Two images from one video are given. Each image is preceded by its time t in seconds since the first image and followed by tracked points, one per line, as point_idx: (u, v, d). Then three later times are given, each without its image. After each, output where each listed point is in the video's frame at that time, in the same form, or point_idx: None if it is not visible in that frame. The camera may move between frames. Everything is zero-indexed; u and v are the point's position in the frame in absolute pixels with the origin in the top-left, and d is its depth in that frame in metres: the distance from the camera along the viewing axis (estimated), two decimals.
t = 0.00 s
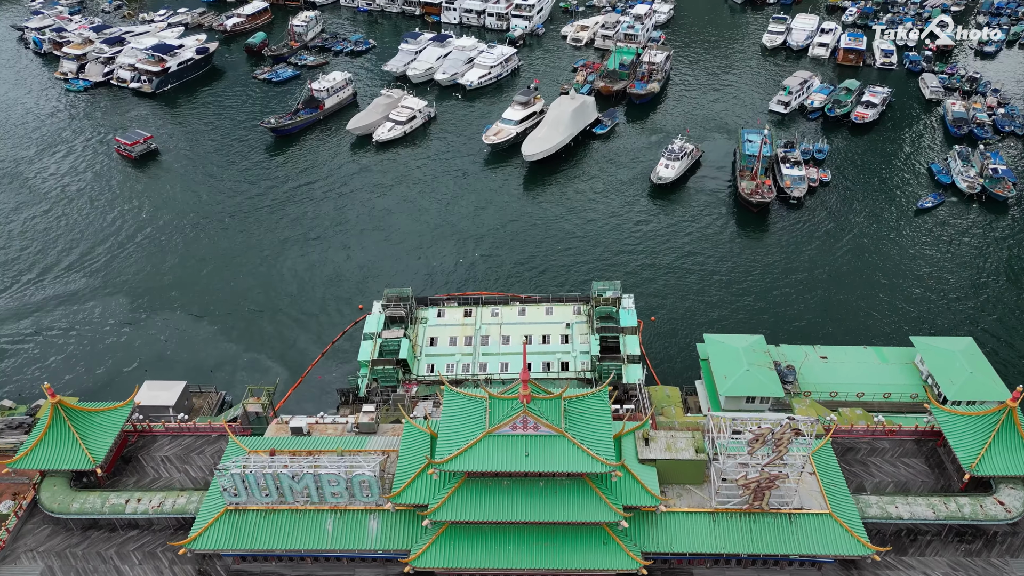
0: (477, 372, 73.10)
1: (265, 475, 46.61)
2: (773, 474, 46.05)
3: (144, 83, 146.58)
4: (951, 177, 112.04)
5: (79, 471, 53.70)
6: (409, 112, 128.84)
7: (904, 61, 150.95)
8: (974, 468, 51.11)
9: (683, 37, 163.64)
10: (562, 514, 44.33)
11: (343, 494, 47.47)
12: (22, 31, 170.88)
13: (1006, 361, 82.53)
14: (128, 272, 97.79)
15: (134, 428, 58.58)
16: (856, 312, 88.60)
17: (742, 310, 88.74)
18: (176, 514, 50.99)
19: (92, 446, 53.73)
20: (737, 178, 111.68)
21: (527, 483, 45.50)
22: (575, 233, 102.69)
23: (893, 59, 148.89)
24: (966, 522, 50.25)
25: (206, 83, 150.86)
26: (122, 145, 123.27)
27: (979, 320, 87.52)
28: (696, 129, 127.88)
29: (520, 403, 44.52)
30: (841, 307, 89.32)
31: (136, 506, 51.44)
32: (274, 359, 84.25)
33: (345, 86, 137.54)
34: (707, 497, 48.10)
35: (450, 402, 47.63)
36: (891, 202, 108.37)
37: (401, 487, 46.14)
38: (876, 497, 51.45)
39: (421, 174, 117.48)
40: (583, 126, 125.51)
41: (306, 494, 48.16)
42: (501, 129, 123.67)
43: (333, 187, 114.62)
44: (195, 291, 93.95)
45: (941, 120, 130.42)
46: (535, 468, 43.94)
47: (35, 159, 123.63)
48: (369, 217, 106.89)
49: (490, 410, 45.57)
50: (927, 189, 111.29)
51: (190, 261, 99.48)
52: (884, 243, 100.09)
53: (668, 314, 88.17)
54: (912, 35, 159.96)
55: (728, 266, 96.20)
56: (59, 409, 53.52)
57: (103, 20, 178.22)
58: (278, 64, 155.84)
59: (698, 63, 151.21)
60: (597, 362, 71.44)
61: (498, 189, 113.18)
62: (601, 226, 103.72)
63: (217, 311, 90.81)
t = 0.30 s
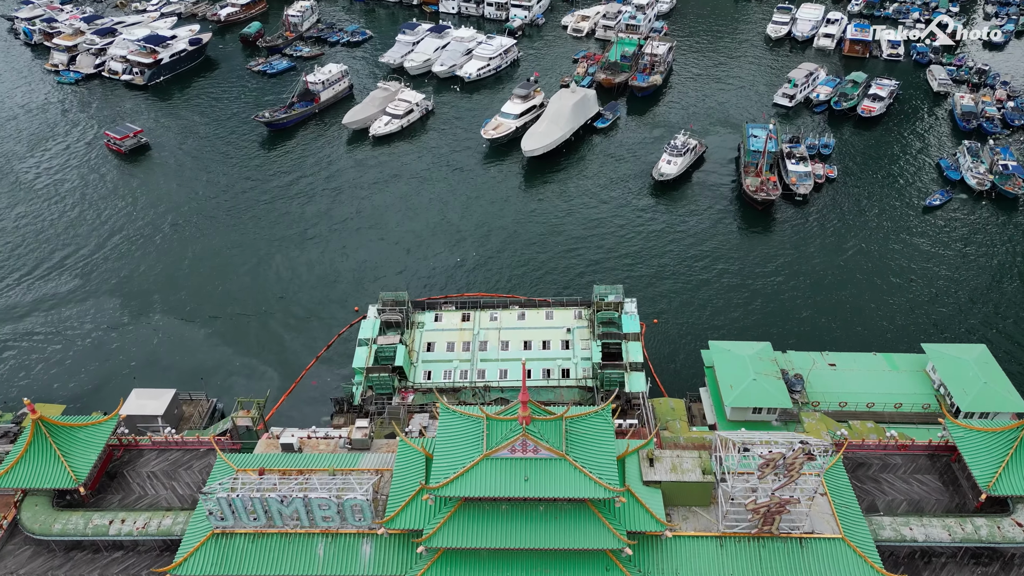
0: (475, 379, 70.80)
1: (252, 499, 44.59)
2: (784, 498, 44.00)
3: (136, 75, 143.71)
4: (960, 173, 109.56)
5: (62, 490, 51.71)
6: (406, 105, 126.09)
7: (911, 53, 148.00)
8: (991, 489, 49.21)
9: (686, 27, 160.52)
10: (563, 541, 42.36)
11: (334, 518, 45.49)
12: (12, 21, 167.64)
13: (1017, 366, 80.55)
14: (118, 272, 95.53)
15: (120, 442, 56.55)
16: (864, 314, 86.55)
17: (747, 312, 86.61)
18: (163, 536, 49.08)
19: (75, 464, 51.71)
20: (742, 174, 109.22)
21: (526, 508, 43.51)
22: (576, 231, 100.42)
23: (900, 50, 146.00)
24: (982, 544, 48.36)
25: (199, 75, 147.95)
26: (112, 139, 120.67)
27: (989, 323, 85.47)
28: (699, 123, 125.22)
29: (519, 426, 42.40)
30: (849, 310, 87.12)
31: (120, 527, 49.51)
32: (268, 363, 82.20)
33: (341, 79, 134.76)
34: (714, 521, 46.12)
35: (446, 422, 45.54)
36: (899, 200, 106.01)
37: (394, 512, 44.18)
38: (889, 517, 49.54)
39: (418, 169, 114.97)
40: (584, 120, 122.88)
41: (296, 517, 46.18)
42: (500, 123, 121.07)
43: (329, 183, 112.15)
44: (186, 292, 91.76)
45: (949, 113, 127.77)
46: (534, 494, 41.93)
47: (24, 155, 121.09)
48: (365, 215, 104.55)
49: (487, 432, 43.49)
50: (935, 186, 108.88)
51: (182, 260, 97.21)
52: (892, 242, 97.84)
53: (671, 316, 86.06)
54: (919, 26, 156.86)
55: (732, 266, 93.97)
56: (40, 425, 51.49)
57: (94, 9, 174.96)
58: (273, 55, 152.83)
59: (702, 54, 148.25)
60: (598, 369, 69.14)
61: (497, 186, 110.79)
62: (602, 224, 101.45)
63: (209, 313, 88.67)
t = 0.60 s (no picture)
0: (473, 388, 68.63)
1: (239, 526, 42.60)
2: (796, 526, 42.08)
3: (128, 67, 140.77)
4: (969, 170, 107.04)
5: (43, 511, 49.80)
6: (403, 99, 123.36)
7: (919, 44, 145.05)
8: (1010, 511, 47.30)
9: (689, 17, 157.22)
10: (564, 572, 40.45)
11: (325, 544, 43.56)
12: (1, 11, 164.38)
13: None
14: (107, 272, 93.29)
15: (104, 458, 54.54)
16: (872, 317, 84.44)
17: (752, 315, 84.47)
18: (147, 561, 47.20)
19: (56, 484, 49.77)
20: (746, 171, 106.74)
21: (525, 536, 41.59)
22: (576, 230, 98.10)
23: (907, 42, 143.20)
24: (1000, 569, 46.53)
25: (192, 67, 145.01)
26: (101, 134, 118.08)
27: (1000, 326, 83.37)
28: (702, 117, 122.50)
29: (519, 451, 40.35)
30: (857, 313, 85.03)
31: (103, 551, 47.60)
32: (261, 369, 80.15)
33: (336, 72, 131.96)
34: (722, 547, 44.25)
35: (442, 445, 43.46)
36: (907, 197, 103.59)
37: (387, 541, 42.21)
38: (903, 541, 47.64)
39: (415, 165, 112.47)
40: (585, 114, 120.23)
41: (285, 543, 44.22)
42: (499, 118, 118.43)
43: (324, 179, 109.68)
44: (177, 294, 89.59)
45: (958, 107, 125.12)
46: (534, 523, 39.99)
47: (12, 150, 118.56)
48: (361, 213, 102.20)
49: (485, 457, 41.45)
50: (943, 183, 106.40)
51: (173, 260, 94.94)
52: (900, 242, 95.56)
53: (675, 320, 83.96)
54: (927, 17, 153.69)
55: (737, 266, 91.75)
56: (20, 443, 49.50)
57: None
58: (267, 47, 149.77)
59: (705, 46, 145.19)
60: (600, 378, 66.91)
61: (496, 182, 108.36)
62: (603, 223, 99.13)
63: (200, 316, 86.53)
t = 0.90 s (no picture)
0: (472, 397, 66.53)
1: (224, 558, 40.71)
2: (809, 560, 40.06)
3: (120, 60, 137.93)
4: (980, 167, 104.50)
5: (23, 535, 47.88)
6: (400, 93, 120.65)
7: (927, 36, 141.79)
8: None
9: (692, 7, 153.99)
10: None
11: None
12: None
13: None
14: (96, 273, 91.11)
15: (88, 477, 52.57)
16: (880, 321, 82.33)
17: (757, 320, 82.31)
18: None
19: (37, 506, 47.81)
20: (751, 168, 104.31)
21: (524, 569, 39.70)
22: (577, 229, 95.79)
23: (915, 33, 140.25)
24: None
25: (185, 59, 142.11)
26: (90, 129, 115.56)
27: (1012, 331, 81.19)
28: (706, 112, 119.84)
29: (518, 483, 38.36)
30: (865, 317, 82.95)
31: None
32: (253, 376, 78.09)
33: (332, 65, 129.23)
34: None
35: (437, 473, 41.41)
36: (916, 195, 101.26)
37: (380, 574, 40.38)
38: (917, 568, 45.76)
39: (413, 162, 109.93)
40: (586, 109, 117.67)
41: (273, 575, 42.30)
42: (499, 113, 115.79)
43: (319, 176, 107.23)
44: (168, 297, 87.47)
45: (967, 101, 122.45)
46: (533, 558, 38.10)
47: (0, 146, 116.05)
48: (356, 212, 99.83)
49: (482, 486, 39.49)
50: (953, 180, 103.96)
51: (164, 261, 92.70)
52: (909, 242, 93.25)
53: (679, 324, 81.80)
54: (936, 7, 150.44)
55: (742, 267, 89.50)
56: None
57: None
58: (262, 38, 146.75)
59: (709, 38, 142.27)
60: (602, 389, 64.89)
61: (495, 180, 105.92)
62: (605, 222, 96.82)
63: (192, 320, 84.47)
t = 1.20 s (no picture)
0: (469, 409, 64.60)
1: None
2: None
3: (111, 53, 135.11)
4: (990, 165, 102.00)
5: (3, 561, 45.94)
6: (397, 87, 117.97)
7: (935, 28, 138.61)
8: None
9: None
10: None
11: None
12: None
13: None
14: (85, 275, 89.01)
15: (72, 497, 50.64)
16: (888, 326, 80.27)
17: (762, 325, 80.26)
18: None
19: (17, 532, 45.83)
20: (756, 166, 101.92)
21: None
22: (578, 229, 93.51)
23: (923, 25, 137.13)
24: None
25: (178, 52, 139.26)
26: (78, 124, 113.11)
27: None
28: (710, 107, 117.20)
29: (517, 518, 36.43)
30: (873, 321, 80.81)
31: None
32: (244, 383, 76.09)
33: (328, 58, 126.51)
34: None
35: (433, 504, 39.53)
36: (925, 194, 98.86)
37: None
38: None
39: (409, 159, 107.47)
40: (588, 104, 115.15)
41: None
42: (498, 108, 113.19)
43: (314, 173, 104.85)
44: (159, 300, 85.40)
45: (977, 96, 119.81)
46: None
47: None
48: (351, 211, 97.52)
49: (480, 521, 37.57)
50: (963, 178, 101.52)
51: (154, 263, 90.51)
52: (918, 242, 90.96)
53: (682, 330, 79.75)
54: None
55: (746, 269, 87.35)
56: None
57: None
58: (257, 30, 143.76)
59: (713, 29, 139.30)
60: (604, 401, 62.88)
61: (493, 177, 103.48)
62: (606, 222, 94.53)
63: (183, 325, 82.42)
